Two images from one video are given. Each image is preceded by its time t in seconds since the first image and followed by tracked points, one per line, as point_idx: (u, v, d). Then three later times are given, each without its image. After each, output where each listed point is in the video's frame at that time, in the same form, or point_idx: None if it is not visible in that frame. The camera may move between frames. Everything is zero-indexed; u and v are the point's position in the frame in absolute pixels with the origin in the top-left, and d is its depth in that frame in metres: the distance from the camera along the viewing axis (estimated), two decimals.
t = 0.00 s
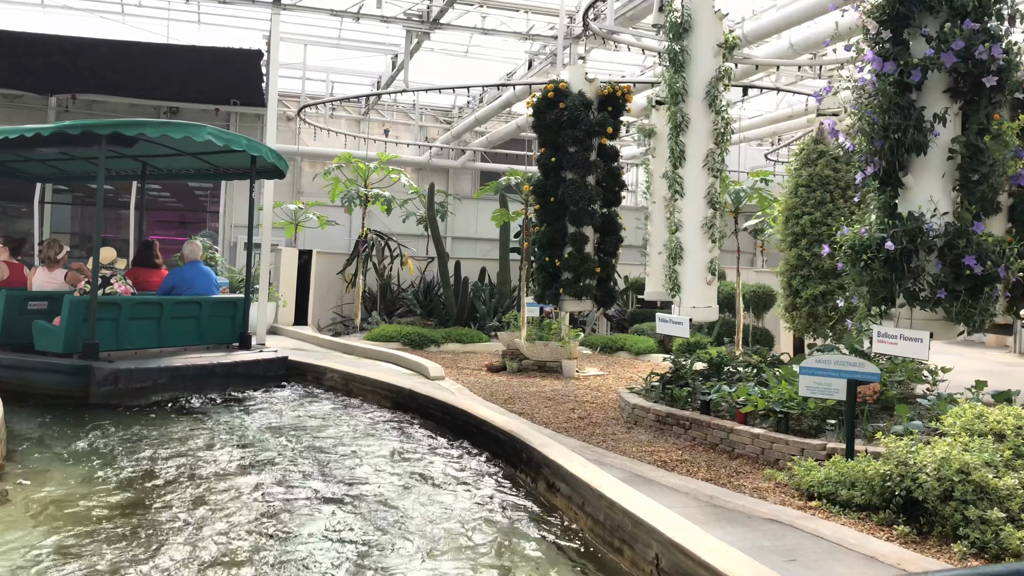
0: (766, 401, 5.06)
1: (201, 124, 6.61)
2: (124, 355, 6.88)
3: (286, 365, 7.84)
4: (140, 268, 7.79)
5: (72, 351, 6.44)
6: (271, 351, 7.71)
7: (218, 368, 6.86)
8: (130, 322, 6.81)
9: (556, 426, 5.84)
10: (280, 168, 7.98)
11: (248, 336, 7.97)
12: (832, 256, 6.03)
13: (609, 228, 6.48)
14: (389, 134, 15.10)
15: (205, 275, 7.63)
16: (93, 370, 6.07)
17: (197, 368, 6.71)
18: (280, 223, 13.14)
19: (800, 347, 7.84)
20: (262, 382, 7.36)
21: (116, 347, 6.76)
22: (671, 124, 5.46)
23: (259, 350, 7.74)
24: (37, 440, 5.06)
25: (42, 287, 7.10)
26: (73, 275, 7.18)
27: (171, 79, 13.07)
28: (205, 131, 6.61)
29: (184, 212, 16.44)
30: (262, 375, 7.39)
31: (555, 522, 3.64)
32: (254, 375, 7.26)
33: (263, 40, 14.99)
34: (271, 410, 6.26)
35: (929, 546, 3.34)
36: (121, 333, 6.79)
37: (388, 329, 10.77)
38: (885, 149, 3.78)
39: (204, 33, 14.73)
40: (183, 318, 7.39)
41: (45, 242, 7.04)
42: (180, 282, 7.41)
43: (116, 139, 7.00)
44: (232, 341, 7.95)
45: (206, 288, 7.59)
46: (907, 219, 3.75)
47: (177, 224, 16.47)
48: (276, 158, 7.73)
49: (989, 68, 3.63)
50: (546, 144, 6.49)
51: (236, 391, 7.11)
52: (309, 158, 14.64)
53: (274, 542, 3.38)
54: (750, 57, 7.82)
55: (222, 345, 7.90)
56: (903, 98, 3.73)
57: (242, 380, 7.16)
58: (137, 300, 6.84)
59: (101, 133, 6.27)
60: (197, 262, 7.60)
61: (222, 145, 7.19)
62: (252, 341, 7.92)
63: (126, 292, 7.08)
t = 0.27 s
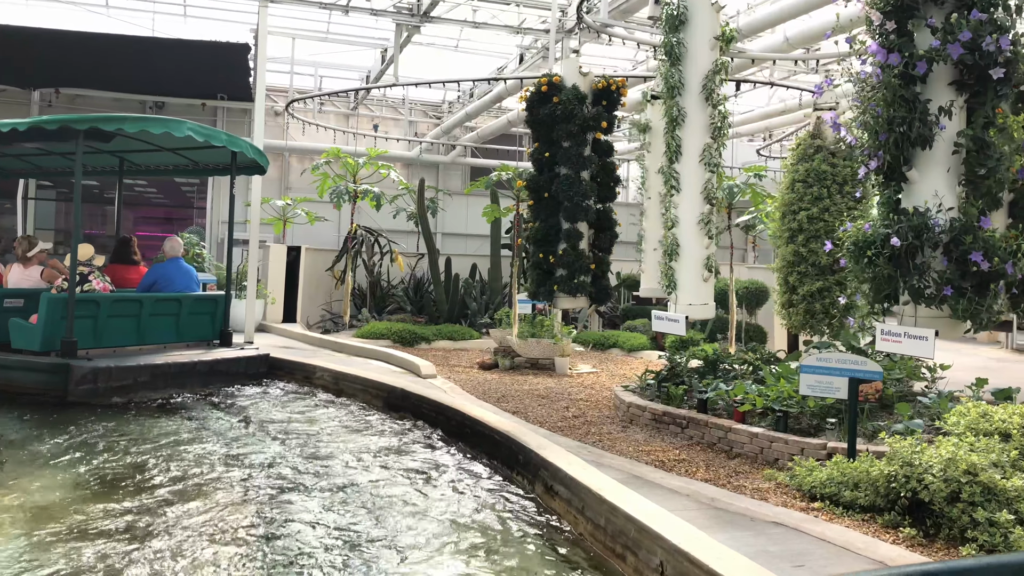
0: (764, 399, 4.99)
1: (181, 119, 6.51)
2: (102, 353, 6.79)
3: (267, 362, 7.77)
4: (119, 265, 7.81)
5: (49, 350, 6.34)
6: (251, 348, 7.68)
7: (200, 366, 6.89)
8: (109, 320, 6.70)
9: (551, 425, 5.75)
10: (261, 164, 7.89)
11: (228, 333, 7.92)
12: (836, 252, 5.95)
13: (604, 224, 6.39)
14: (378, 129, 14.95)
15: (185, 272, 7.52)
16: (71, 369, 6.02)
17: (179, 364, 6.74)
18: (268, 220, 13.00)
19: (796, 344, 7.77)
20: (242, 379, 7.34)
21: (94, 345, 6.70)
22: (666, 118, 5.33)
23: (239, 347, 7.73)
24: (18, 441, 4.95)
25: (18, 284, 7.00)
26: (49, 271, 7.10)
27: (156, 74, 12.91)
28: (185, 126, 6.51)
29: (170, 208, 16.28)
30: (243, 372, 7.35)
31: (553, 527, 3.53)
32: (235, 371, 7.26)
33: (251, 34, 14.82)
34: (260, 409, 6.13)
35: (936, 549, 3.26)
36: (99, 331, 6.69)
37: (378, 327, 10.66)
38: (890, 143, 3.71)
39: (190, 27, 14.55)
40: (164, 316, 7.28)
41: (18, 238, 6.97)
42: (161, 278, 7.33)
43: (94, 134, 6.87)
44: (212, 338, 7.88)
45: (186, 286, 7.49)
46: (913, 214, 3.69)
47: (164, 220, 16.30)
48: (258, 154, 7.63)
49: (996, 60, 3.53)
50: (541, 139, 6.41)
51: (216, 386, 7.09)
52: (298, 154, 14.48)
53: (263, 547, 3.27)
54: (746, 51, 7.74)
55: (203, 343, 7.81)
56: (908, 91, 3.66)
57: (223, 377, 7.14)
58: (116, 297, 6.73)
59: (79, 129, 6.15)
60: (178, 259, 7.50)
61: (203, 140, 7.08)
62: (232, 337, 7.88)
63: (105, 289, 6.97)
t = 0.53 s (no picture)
0: (770, 400, 4.91)
1: (167, 116, 6.45)
2: (86, 352, 6.67)
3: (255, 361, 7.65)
4: (103, 262, 7.69)
5: (32, 348, 6.22)
6: (237, 347, 7.58)
7: (186, 364, 6.78)
8: (93, 318, 6.58)
9: (550, 426, 5.64)
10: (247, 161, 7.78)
11: (213, 331, 7.80)
12: (845, 250, 5.88)
13: (604, 221, 6.29)
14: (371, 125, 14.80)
15: (171, 270, 7.39)
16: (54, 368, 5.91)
17: (165, 363, 6.63)
18: (261, 217, 12.85)
19: (796, 343, 7.67)
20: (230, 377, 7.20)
21: (78, 344, 6.58)
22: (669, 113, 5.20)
23: (225, 345, 7.64)
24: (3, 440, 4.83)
25: None
26: (31, 268, 6.99)
27: (147, 69, 12.76)
28: (171, 122, 6.46)
29: (162, 205, 16.14)
30: (231, 370, 7.23)
31: (558, 534, 3.41)
32: (221, 370, 7.11)
33: (243, 29, 14.67)
34: (252, 409, 6.00)
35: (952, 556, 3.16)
36: (83, 330, 6.56)
37: (372, 325, 10.54)
38: (903, 139, 3.61)
39: (182, 21, 14.38)
40: (149, 315, 7.15)
41: None
42: (146, 276, 7.20)
43: (77, 130, 6.74)
44: (198, 336, 7.77)
45: (172, 284, 7.36)
46: (926, 211, 3.60)
47: (155, 217, 16.14)
48: (245, 152, 7.48)
49: (1013, 52, 3.42)
50: (539, 135, 6.30)
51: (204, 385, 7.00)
52: (291, 150, 14.33)
53: (256, 553, 3.15)
54: (748, 46, 7.63)
55: (188, 341, 7.68)
56: (921, 85, 3.56)
57: (210, 376, 7.04)
58: (100, 295, 6.61)
59: (62, 124, 6.02)
60: (163, 256, 7.37)
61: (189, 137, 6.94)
62: (217, 336, 7.79)
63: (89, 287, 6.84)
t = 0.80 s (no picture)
0: (778, 402, 4.81)
1: (155, 113, 6.32)
2: (74, 352, 6.63)
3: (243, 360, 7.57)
4: (90, 262, 7.63)
5: (18, 347, 6.18)
6: (227, 346, 7.48)
7: (174, 364, 6.73)
8: (80, 317, 6.54)
9: (553, 428, 5.54)
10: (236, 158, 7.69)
11: (203, 331, 7.69)
12: (856, 249, 5.84)
13: (607, 219, 6.19)
14: (369, 123, 14.68)
15: (159, 269, 7.32)
16: (41, 368, 5.90)
17: (153, 364, 6.58)
18: (258, 215, 12.74)
19: (800, 343, 7.59)
20: (219, 377, 7.17)
21: (65, 343, 6.53)
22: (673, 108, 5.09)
23: (214, 345, 7.53)
24: None
25: None
26: (17, 267, 6.90)
27: (141, 66, 12.67)
28: (159, 120, 6.33)
29: (158, 204, 16.07)
30: (220, 369, 7.17)
31: (564, 542, 3.30)
32: (212, 370, 7.04)
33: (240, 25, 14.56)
34: (249, 411, 5.89)
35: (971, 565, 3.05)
36: (70, 329, 6.51)
37: (371, 325, 10.44)
38: (919, 134, 3.51)
39: (177, 18, 14.27)
40: (136, 314, 7.08)
41: None
42: (133, 275, 7.11)
43: (64, 128, 6.65)
44: (187, 336, 7.67)
45: (160, 282, 7.28)
46: (942, 208, 3.48)
47: (151, 216, 16.04)
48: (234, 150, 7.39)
49: None
50: (541, 132, 6.19)
51: (198, 386, 6.91)
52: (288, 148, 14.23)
53: (252, 561, 3.04)
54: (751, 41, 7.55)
55: (176, 341, 7.61)
56: (937, 78, 3.45)
57: (199, 376, 6.96)
58: (87, 294, 6.56)
59: (49, 122, 5.93)
60: (150, 255, 7.29)
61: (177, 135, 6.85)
62: (206, 336, 7.65)
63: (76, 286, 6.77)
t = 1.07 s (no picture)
0: (791, 404, 4.70)
1: (148, 111, 6.23)
2: (66, 351, 6.56)
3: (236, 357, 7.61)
4: (81, 259, 7.65)
5: (10, 346, 6.12)
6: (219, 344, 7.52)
7: (166, 364, 6.76)
8: (72, 315, 6.48)
9: (559, 430, 5.43)
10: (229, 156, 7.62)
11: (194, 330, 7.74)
12: (878, 247, 5.81)
13: (614, 218, 6.09)
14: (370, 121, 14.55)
15: (151, 267, 7.34)
16: (34, 367, 5.83)
17: (144, 362, 6.59)
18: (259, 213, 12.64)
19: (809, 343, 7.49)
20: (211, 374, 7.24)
21: (57, 342, 6.45)
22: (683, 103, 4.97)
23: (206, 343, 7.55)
24: None
25: None
26: (7, 266, 6.78)
27: (140, 62, 12.60)
28: (152, 117, 6.23)
29: (158, 202, 16.01)
30: (214, 366, 7.26)
31: (576, 550, 3.20)
32: (203, 370, 7.12)
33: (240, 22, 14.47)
34: (249, 411, 5.80)
35: None
36: (62, 328, 6.45)
37: (372, 324, 10.35)
38: (941, 129, 3.40)
39: (176, 15, 14.17)
40: (129, 312, 7.07)
41: None
42: (125, 274, 7.14)
43: (54, 125, 6.53)
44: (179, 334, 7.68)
45: (153, 280, 7.28)
46: (965, 206, 3.36)
47: (151, 214, 15.95)
48: (225, 147, 7.34)
49: None
50: (547, 129, 6.09)
51: (197, 387, 6.83)
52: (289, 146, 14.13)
53: (252, 565, 2.93)
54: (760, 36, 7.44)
55: (168, 340, 7.59)
56: (960, 72, 3.34)
57: (192, 374, 7.01)
58: (79, 293, 6.50)
59: (41, 119, 5.90)
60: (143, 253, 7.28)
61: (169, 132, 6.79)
62: (199, 334, 7.66)
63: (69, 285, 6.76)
